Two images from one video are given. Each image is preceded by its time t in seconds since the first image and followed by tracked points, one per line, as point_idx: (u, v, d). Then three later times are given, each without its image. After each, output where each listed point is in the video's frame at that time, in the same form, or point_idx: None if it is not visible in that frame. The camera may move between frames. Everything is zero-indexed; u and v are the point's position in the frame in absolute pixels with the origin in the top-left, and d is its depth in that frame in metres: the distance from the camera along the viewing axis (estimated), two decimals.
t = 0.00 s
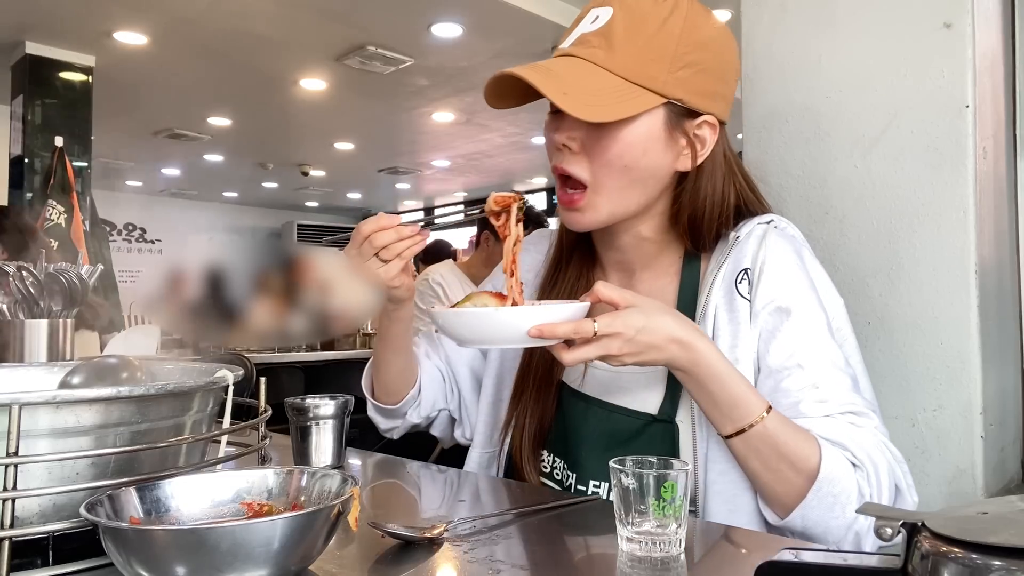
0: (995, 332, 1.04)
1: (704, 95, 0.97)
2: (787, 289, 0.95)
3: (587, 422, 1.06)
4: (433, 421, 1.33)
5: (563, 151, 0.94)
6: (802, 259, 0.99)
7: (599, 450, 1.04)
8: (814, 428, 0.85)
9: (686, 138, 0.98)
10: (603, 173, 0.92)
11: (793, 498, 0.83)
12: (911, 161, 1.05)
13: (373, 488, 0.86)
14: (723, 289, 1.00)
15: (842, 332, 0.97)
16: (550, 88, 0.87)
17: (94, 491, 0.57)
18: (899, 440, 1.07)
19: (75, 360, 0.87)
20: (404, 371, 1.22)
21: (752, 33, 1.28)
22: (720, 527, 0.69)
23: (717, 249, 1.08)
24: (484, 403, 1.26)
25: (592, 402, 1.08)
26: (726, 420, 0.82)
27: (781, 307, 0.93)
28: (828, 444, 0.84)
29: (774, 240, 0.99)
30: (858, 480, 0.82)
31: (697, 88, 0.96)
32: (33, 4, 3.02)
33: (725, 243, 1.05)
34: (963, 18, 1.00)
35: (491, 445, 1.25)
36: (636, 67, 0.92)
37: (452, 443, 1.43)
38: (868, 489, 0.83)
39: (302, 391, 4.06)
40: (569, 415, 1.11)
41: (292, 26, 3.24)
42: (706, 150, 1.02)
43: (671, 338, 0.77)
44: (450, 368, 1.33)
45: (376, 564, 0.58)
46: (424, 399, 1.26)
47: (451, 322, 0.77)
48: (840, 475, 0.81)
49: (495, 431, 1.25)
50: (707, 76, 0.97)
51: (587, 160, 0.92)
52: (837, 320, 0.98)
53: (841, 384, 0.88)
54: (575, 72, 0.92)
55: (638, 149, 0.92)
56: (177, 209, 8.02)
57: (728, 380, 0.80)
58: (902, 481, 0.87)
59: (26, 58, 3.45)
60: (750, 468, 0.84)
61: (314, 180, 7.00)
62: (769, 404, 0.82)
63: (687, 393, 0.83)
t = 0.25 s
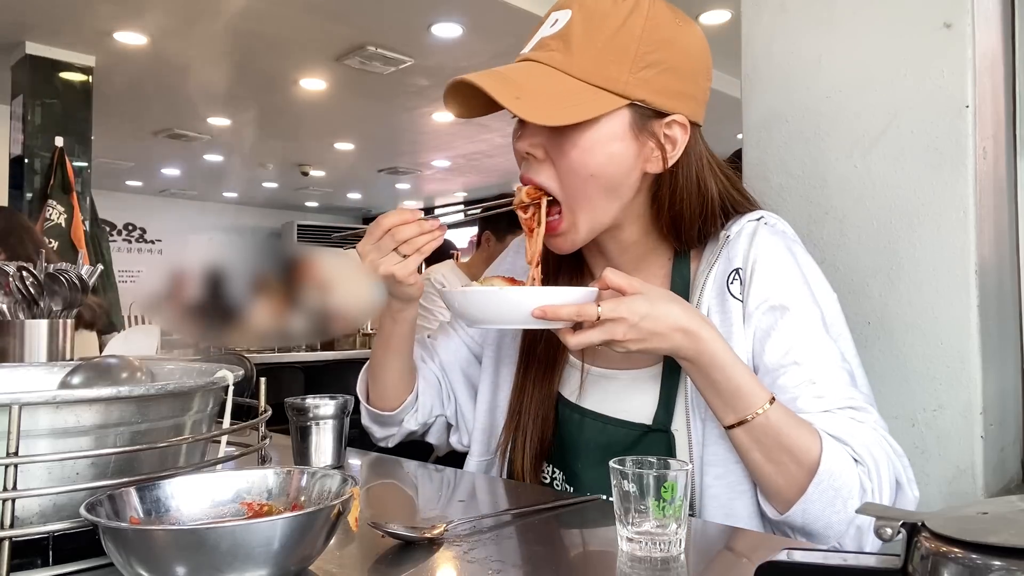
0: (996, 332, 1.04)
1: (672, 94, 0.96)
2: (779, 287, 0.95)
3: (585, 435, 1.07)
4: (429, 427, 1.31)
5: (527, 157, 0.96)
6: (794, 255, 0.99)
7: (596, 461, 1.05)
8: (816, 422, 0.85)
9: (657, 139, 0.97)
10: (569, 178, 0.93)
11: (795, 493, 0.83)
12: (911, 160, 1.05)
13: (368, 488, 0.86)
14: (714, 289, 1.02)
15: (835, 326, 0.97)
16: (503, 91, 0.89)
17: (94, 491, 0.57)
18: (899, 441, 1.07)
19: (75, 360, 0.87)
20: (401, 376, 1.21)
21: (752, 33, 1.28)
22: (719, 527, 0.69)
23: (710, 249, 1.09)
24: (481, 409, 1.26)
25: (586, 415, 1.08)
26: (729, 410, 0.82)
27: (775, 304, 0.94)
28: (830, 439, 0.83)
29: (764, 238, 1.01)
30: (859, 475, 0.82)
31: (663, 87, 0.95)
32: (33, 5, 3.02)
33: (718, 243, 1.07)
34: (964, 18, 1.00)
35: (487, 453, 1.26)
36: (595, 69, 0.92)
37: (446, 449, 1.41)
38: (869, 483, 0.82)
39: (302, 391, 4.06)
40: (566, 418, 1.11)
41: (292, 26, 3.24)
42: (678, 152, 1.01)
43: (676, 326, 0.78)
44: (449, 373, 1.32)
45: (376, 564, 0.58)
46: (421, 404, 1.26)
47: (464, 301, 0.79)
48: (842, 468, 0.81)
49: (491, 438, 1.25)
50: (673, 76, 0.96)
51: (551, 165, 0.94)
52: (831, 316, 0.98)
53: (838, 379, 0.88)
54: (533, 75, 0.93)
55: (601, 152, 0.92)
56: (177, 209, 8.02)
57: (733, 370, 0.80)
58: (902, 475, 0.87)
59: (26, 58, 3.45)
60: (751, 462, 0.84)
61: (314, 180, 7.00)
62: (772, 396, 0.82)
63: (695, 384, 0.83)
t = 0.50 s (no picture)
0: (996, 332, 1.04)
1: (658, 95, 0.96)
2: (778, 285, 0.95)
3: (584, 436, 1.07)
4: (429, 430, 1.31)
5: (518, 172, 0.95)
6: (792, 252, 0.99)
7: (596, 462, 1.05)
8: (817, 420, 0.85)
9: (647, 141, 0.97)
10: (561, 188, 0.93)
11: (795, 490, 0.83)
12: (910, 160, 1.05)
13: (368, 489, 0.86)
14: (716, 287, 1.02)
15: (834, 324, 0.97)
16: (489, 111, 0.88)
17: (94, 492, 0.57)
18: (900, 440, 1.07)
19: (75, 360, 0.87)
20: (403, 377, 1.21)
21: (752, 33, 1.28)
22: (718, 527, 0.69)
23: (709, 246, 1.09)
24: (482, 411, 1.26)
25: (586, 416, 1.08)
26: (730, 408, 0.82)
27: (774, 303, 0.94)
28: (831, 436, 0.83)
29: (762, 237, 1.01)
30: (859, 472, 0.82)
31: (649, 89, 0.95)
32: (33, 4, 3.02)
33: (717, 241, 1.07)
34: (964, 18, 1.00)
35: (489, 455, 1.26)
36: (581, 78, 0.93)
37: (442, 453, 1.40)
38: (869, 480, 0.83)
39: (302, 391, 4.06)
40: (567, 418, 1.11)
41: (292, 26, 3.24)
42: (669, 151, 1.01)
43: (677, 324, 0.78)
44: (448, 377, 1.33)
45: (376, 564, 0.58)
46: (423, 406, 1.26)
47: (464, 300, 0.80)
48: (842, 465, 0.81)
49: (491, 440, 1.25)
50: (658, 77, 0.96)
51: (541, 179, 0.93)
52: (830, 313, 0.98)
53: (838, 377, 0.88)
54: (517, 90, 0.92)
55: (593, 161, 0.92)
56: (177, 209, 8.02)
57: (734, 369, 0.80)
58: (902, 472, 0.87)
59: (26, 58, 3.45)
60: (752, 460, 0.84)
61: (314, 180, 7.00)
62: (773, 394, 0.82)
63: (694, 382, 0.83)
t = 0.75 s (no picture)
0: (995, 331, 1.04)
1: (669, 77, 0.98)
2: (784, 281, 0.95)
3: (584, 435, 1.07)
4: (428, 432, 1.31)
5: (532, 156, 0.94)
6: (797, 248, 0.99)
7: (595, 460, 1.05)
8: (824, 416, 0.85)
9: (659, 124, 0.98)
10: (576, 170, 0.92)
11: (802, 486, 0.83)
12: (910, 160, 1.05)
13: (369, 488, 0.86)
14: (718, 284, 1.02)
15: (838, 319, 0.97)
16: (510, 87, 0.88)
17: (94, 491, 0.57)
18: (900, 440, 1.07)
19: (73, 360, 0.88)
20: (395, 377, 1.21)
21: (752, 33, 1.28)
22: (717, 527, 0.69)
23: (710, 245, 1.10)
24: (481, 412, 1.26)
25: (585, 414, 1.08)
26: (736, 404, 0.82)
27: (780, 298, 0.94)
28: (837, 432, 0.83)
29: (767, 233, 1.01)
30: (866, 468, 0.82)
31: (660, 71, 0.97)
32: (32, 4, 3.02)
33: (721, 237, 1.07)
34: (964, 18, 1.00)
35: (488, 455, 1.26)
36: (594, 60, 0.93)
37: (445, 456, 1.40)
38: (875, 477, 0.83)
39: (302, 391, 4.06)
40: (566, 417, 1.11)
41: (292, 26, 3.24)
42: (680, 136, 1.03)
43: (685, 320, 0.78)
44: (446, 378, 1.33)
45: (377, 564, 0.58)
46: (417, 408, 1.26)
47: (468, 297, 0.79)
48: (849, 461, 0.81)
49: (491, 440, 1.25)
50: (667, 61, 0.98)
51: (557, 162, 0.92)
52: (834, 308, 0.98)
53: (844, 373, 0.88)
54: (534, 71, 0.92)
55: (607, 141, 0.92)
56: (177, 209, 8.02)
57: (740, 365, 0.80)
58: (907, 468, 0.87)
59: (25, 58, 3.45)
60: (757, 456, 0.84)
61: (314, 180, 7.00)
62: (779, 390, 0.82)
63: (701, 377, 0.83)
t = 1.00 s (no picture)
0: (995, 331, 1.04)
1: (663, 71, 0.99)
2: (781, 277, 0.95)
3: (579, 435, 1.07)
4: (436, 437, 1.31)
5: (530, 148, 0.93)
6: (793, 245, 1.00)
7: (592, 460, 1.05)
8: (825, 412, 0.85)
9: (656, 117, 0.99)
10: (575, 160, 0.92)
11: (806, 482, 0.83)
12: (911, 160, 1.05)
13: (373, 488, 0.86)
14: (714, 282, 1.02)
15: (835, 315, 0.97)
16: (514, 73, 0.88)
17: (94, 492, 0.57)
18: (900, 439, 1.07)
19: (75, 360, 0.87)
20: (406, 382, 1.23)
21: (751, 32, 1.28)
22: (717, 527, 0.69)
23: (706, 242, 1.10)
24: (478, 413, 1.25)
25: (579, 415, 1.09)
26: (739, 401, 0.82)
27: (777, 295, 0.94)
28: (839, 428, 0.84)
29: (762, 230, 1.01)
30: (869, 463, 0.83)
31: (656, 65, 0.98)
32: (32, 4, 3.02)
33: (716, 234, 1.07)
34: (964, 18, 1.00)
35: (486, 458, 1.26)
36: (593, 52, 0.94)
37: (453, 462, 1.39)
38: (878, 472, 0.83)
39: (302, 391, 4.06)
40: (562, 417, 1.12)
41: (291, 26, 3.24)
42: (675, 131, 1.04)
43: (686, 317, 0.77)
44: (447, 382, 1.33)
45: (377, 563, 0.58)
46: (427, 413, 1.26)
47: (468, 295, 0.79)
48: (851, 456, 0.82)
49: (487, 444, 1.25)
50: (662, 55, 0.99)
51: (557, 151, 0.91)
52: (831, 305, 0.98)
53: (842, 369, 0.88)
54: (534, 61, 0.92)
55: (606, 132, 0.92)
56: (177, 209, 8.02)
57: (743, 362, 0.80)
58: (907, 463, 0.87)
59: (25, 58, 3.46)
60: (759, 452, 0.84)
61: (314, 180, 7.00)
62: (781, 388, 0.82)
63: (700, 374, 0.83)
